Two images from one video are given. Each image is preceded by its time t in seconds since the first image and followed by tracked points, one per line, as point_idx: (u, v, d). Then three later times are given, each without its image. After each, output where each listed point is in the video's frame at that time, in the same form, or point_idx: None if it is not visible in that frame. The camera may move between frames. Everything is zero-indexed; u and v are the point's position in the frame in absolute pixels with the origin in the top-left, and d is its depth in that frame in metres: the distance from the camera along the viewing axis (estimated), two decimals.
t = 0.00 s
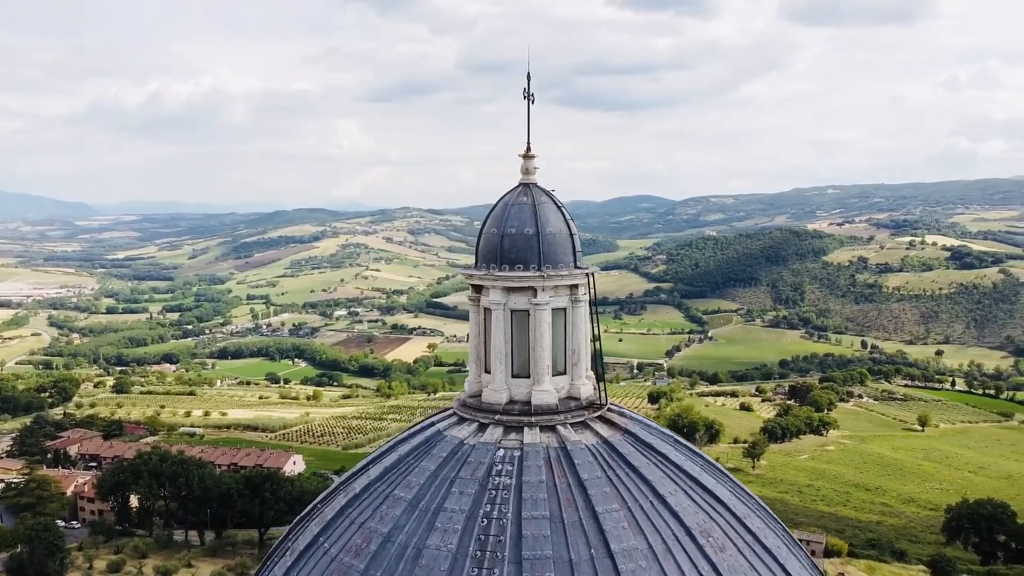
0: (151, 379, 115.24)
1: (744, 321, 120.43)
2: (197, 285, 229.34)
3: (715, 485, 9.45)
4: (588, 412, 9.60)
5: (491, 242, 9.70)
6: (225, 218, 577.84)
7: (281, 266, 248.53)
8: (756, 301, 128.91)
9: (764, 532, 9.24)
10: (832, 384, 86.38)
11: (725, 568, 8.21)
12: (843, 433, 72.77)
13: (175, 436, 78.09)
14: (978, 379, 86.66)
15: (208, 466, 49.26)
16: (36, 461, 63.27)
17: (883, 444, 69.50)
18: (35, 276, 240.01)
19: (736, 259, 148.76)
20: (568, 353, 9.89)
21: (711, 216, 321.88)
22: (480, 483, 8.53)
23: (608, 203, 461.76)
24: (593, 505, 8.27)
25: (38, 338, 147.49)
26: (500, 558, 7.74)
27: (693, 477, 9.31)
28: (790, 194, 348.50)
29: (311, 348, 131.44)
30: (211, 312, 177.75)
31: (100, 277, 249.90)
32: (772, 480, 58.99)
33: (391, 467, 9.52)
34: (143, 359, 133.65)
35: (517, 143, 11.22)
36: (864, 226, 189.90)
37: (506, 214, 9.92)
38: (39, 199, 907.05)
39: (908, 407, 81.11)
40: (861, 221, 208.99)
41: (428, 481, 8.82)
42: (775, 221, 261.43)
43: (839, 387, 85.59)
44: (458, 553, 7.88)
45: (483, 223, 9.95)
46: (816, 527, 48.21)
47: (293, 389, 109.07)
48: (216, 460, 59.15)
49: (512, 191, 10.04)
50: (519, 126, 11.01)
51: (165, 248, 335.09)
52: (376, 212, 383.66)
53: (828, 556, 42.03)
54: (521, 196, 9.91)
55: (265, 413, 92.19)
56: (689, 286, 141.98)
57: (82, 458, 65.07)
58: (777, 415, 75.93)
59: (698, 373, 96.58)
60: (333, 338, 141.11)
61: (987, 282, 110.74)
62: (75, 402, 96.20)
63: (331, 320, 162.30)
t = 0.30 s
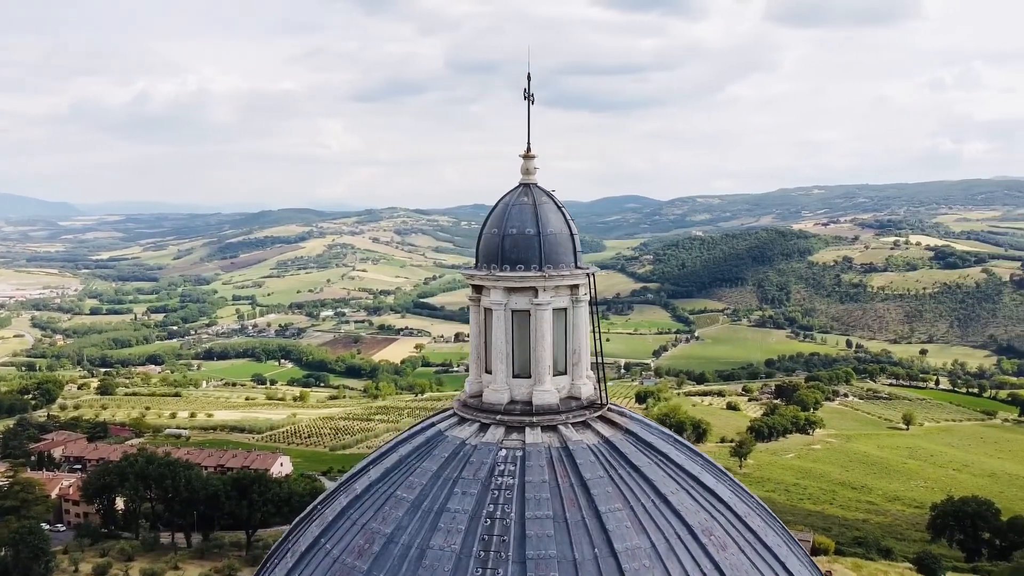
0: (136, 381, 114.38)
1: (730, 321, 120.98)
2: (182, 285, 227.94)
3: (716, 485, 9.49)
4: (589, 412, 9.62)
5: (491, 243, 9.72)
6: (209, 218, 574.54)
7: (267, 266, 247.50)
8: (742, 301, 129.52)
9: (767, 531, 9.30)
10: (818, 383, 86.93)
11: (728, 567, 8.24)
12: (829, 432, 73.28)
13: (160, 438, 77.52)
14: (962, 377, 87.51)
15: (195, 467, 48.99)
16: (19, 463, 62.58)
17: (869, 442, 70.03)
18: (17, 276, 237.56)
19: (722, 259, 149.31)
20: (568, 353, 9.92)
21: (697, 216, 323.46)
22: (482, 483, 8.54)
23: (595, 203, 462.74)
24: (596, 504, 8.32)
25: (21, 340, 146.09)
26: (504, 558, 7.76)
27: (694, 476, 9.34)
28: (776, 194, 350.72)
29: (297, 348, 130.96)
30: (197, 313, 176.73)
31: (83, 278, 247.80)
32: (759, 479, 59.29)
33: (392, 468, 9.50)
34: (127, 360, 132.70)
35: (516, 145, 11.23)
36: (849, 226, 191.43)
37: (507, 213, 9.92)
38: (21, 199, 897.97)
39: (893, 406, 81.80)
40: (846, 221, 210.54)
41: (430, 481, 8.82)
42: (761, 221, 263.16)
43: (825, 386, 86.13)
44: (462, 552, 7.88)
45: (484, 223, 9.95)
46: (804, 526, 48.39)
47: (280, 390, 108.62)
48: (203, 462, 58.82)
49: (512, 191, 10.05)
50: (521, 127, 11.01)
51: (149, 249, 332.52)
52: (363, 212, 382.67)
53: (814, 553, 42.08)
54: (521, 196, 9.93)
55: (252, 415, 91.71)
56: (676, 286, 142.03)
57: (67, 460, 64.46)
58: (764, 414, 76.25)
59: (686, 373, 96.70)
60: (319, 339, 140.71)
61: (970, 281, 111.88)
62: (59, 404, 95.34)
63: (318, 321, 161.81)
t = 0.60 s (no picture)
0: (120, 382, 113.46)
1: (717, 320, 121.55)
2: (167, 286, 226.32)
3: (717, 483, 9.53)
4: (590, 410, 9.65)
5: (491, 241, 9.72)
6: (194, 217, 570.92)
7: (253, 266, 246.23)
8: (728, 301, 130.21)
9: (766, 529, 9.35)
10: (804, 382, 87.48)
11: (729, 565, 8.29)
12: (815, 431, 73.77)
13: (146, 439, 76.94)
14: (945, 376, 88.31)
15: (182, 469, 48.68)
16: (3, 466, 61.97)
17: (854, 441, 70.59)
18: None
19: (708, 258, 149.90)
20: (568, 353, 9.93)
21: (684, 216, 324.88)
22: (485, 482, 8.54)
23: (583, 203, 463.62)
24: (599, 502, 8.33)
25: (3, 342, 144.50)
26: (508, 557, 7.75)
27: (695, 475, 9.36)
28: (762, 195, 352.89)
29: (283, 349, 130.32)
30: (182, 313, 175.57)
31: (67, 278, 245.42)
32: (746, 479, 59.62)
33: (392, 467, 9.48)
34: (112, 361, 131.63)
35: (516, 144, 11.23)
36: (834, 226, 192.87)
37: (507, 212, 9.92)
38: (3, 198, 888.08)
39: (878, 405, 82.47)
40: (831, 221, 211.98)
41: (432, 481, 8.80)
42: (747, 221, 264.76)
43: (811, 385, 86.69)
44: (465, 552, 7.88)
45: (484, 222, 9.95)
46: (792, 525, 48.61)
47: (266, 391, 108.04)
48: (190, 464, 58.50)
49: (512, 190, 10.05)
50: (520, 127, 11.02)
51: (133, 249, 329.87)
52: (350, 213, 381.64)
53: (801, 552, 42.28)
54: (522, 194, 9.91)
55: (238, 416, 91.25)
56: (663, 285, 141.46)
57: (51, 462, 63.93)
58: (750, 413, 76.58)
59: (673, 373, 96.75)
60: (305, 339, 140.17)
61: (954, 281, 112.94)
62: (42, 406, 94.39)
63: (304, 321, 161.23)
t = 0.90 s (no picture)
0: (104, 384, 112.52)
1: (703, 320, 121.91)
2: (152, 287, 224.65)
3: (718, 482, 9.56)
4: (591, 409, 9.70)
5: (494, 240, 9.73)
6: (178, 217, 567.00)
7: (238, 267, 245.01)
8: (715, 300, 130.67)
9: (767, 526, 9.40)
10: (790, 381, 87.93)
11: (733, 563, 8.34)
12: (802, 430, 74.21)
13: (131, 441, 76.36)
14: (930, 374, 89.09)
15: (168, 470, 48.30)
16: None
17: (840, 439, 71.09)
18: None
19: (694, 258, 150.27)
20: (570, 351, 9.95)
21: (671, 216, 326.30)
22: (489, 482, 8.54)
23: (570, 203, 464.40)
24: (602, 500, 8.36)
25: None
26: (513, 557, 7.76)
27: (695, 471, 9.43)
28: (748, 195, 354.93)
29: (270, 349, 129.71)
30: (166, 314, 174.42)
31: (50, 279, 243.06)
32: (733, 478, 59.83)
33: (395, 467, 9.48)
34: (96, 363, 130.51)
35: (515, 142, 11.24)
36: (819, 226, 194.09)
37: (508, 211, 9.93)
38: None
39: (863, 403, 83.06)
40: (816, 221, 213.32)
41: (435, 480, 8.81)
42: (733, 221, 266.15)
43: (796, 384, 87.16)
44: (470, 551, 7.89)
45: (485, 221, 9.97)
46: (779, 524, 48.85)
47: (253, 392, 107.49)
48: (177, 465, 58.17)
49: (513, 189, 10.07)
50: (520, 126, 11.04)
51: (117, 249, 327.23)
52: (336, 212, 380.49)
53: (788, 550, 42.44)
54: (523, 194, 9.93)
55: (224, 417, 90.76)
56: (650, 285, 140.48)
57: (35, 464, 63.39)
58: (737, 412, 76.77)
59: (660, 373, 96.54)
60: (292, 340, 139.69)
61: (938, 280, 113.87)
62: (25, 408, 93.45)
63: (291, 322, 160.66)
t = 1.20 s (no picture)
0: (88, 385, 111.60)
1: (690, 320, 122.11)
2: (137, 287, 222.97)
3: (719, 480, 9.62)
4: (593, 408, 9.72)
5: (495, 240, 9.74)
6: (163, 216, 563.45)
7: (224, 267, 243.70)
8: (701, 300, 131.05)
9: (769, 523, 9.47)
10: (777, 380, 88.40)
11: (736, 561, 8.38)
12: (788, 429, 74.62)
13: (116, 443, 75.88)
14: (914, 373, 89.90)
15: (155, 472, 48.10)
16: None
17: (826, 438, 71.50)
18: None
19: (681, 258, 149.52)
20: (572, 350, 9.98)
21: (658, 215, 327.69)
22: (492, 481, 8.56)
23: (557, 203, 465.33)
24: (606, 499, 8.39)
25: None
26: (518, 555, 7.79)
27: (697, 471, 9.47)
28: (734, 195, 357.03)
29: (256, 350, 129.18)
30: (151, 315, 173.25)
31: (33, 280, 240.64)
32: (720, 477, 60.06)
33: (398, 466, 9.46)
34: (79, 365, 129.39)
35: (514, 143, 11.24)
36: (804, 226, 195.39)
37: (509, 211, 9.95)
38: None
39: (849, 402, 83.63)
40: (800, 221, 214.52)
41: (438, 480, 8.82)
42: (719, 221, 267.63)
43: (783, 383, 87.60)
44: (476, 550, 7.91)
45: (486, 221, 9.98)
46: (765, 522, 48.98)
47: (238, 393, 107.02)
48: (164, 467, 57.88)
49: (515, 190, 10.09)
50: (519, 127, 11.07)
51: (101, 249, 324.55)
52: (323, 213, 379.41)
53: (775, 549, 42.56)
54: (525, 193, 9.95)
55: (211, 418, 90.31)
56: (636, 285, 140.25)
57: (19, 467, 62.84)
58: (724, 411, 76.97)
59: (648, 373, 96.36)
60: (278, 340, 139.12)
61: (921, 280, 114.83)
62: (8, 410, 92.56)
63: (278, 323, 160.02)
